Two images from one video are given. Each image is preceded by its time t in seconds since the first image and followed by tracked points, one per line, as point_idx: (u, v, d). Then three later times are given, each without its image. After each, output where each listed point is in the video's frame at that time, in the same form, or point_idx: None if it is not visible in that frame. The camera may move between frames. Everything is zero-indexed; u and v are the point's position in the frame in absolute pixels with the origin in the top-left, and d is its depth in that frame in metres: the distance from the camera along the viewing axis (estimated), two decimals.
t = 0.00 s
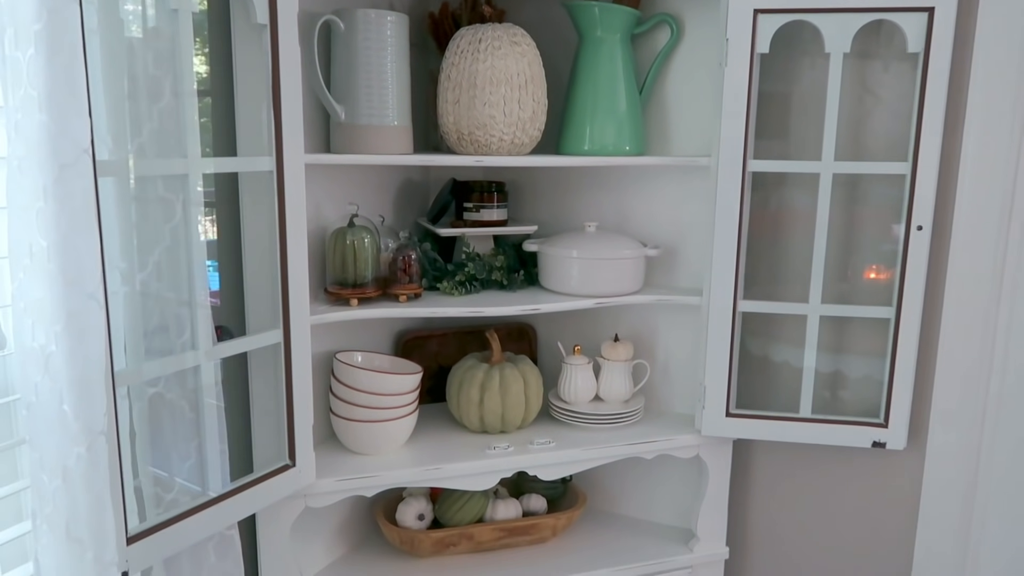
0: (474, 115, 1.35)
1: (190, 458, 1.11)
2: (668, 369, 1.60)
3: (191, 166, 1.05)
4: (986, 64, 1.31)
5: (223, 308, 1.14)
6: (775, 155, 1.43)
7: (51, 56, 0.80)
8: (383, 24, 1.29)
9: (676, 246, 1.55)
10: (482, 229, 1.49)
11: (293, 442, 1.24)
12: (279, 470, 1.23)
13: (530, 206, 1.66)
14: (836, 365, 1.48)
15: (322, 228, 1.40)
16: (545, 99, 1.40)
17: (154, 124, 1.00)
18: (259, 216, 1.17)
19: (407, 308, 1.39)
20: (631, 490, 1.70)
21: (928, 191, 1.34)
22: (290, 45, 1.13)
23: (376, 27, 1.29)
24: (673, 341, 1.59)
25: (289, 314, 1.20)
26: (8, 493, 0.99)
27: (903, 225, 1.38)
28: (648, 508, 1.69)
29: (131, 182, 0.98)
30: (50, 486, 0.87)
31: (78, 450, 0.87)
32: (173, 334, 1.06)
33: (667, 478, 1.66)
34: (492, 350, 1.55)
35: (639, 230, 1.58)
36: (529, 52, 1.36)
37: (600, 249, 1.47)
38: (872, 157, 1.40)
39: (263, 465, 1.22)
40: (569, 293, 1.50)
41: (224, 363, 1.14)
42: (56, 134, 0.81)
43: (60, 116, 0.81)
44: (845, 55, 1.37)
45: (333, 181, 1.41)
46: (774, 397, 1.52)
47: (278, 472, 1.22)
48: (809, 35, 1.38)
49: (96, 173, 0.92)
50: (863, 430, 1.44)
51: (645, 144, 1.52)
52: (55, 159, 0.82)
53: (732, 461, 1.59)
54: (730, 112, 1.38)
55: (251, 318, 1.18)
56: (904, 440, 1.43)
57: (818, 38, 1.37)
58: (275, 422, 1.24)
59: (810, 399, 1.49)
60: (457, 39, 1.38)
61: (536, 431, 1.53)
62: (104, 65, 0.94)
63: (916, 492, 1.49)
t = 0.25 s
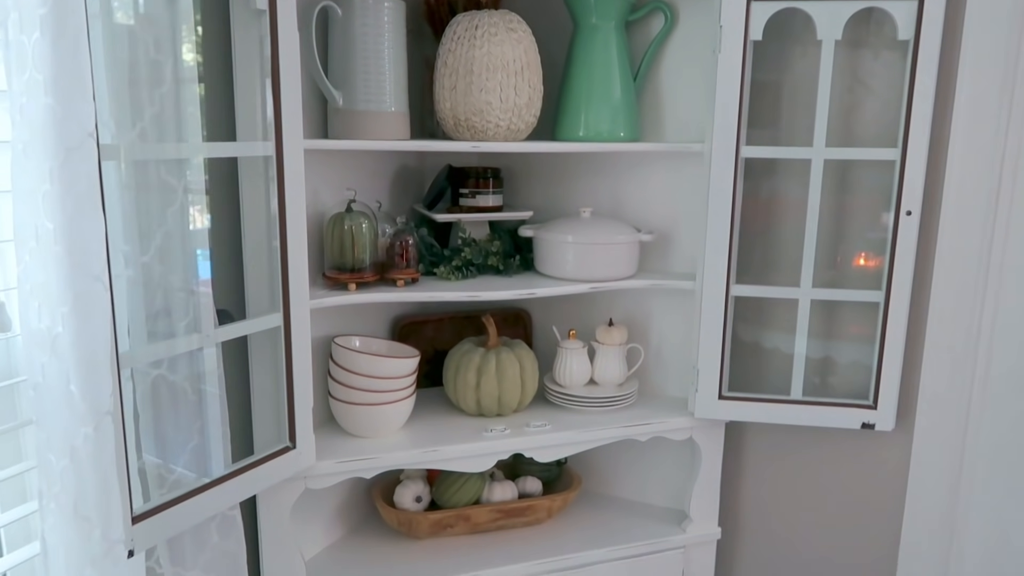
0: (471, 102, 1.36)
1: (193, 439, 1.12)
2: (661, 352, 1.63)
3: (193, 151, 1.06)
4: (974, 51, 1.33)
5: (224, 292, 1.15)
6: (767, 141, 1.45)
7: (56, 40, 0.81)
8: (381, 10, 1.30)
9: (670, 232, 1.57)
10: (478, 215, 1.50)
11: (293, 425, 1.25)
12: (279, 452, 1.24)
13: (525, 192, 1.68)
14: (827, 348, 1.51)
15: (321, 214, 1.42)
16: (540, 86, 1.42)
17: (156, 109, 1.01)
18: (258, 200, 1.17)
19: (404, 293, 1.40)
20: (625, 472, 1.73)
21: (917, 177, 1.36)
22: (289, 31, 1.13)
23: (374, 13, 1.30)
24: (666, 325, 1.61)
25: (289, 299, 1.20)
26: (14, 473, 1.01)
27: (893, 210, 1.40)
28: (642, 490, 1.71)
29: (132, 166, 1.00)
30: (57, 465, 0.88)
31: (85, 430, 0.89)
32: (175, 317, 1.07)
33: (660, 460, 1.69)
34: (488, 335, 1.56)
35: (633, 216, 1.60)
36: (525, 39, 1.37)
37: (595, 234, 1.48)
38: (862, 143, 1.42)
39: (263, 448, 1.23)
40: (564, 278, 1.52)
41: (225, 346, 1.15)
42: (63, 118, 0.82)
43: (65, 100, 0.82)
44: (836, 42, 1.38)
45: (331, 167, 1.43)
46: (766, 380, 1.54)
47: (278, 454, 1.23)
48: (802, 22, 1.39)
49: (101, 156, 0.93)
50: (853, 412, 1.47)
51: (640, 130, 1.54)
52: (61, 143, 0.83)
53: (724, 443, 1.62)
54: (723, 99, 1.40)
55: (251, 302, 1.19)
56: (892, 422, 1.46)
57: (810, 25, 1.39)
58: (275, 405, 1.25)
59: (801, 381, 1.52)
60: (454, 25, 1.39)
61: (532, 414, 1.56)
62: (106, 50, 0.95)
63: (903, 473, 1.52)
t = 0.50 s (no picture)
0: (468, 83, 1.37)
1: (197, 417, 1.14)
2: (656, 333, 1.65)
3: (195, 132, 1.07)
4: (966, 33, 1.35)
5: (226, 271, 1.16)
6: (761, 123, 1.46)
7: (60, 18, 0.82)
8: None
9: (665, 213, 1.59)
10: (475, 197, 1.52)
11: (294, 403, 1.27)
12: (281, 430, 1.26)
13: (522, 174, 1.69)
14: (820, 328, 1.53)
15: (319, 195, 1.43)
16: (537, 68, 1.43)
17: (158, 89, 1.02)
18: (258, 180, 1.19)
19: (403, 274, 1.41)
20: (620, 451, 1.75)
21: (909, 158, 1.38)
22: (289, 12, 1.14)
23: None
24: (661, 306, 1.63)
25: (289, 279, 1.23)
26: (19, 451, 1.02)
27: (885, 190, 1.42)
28: (637, 468, 1.74)
29: (134, 145, 1.00)
30: (65, 441, 0.89)
31: (93, 406, 0.90)
32: (178, 297, 1.09)
33: (655, 439, 1.71)
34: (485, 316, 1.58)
35: (629, 197, 1.61)
36: (523, 21, 1.38)
37: (592, 215, 1.50)
38: (855, 125, 1.43)
39: (266, 425, 1.25)
40: (561, 259, 1.53)
41: (228, 324, 1.17)
42: (68, 98, 0.83)
43: (69, 78, 0.83)
44: (830, 25, 1.40)
45: (330, 149, 1.44)
46: (759, 360, 1.56)
47: (280, 432, 1.25)
48: (797, 5, 1.41)
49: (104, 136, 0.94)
50: (845, 390, 1.50)
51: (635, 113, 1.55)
52: (66, 122, 0.84)
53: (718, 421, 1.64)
54: (719, 81, 1.41)
55: (251, 282, 1.20)
56: (883, 400, 1.48)
57: (805, 8, 1.40)
58: (277, 384, 1.27)
59: (793, 360, 1.54)
60: (451, 7, 1.39)
61: (528, 394, 1.58)
62: (108, 30, 0.96)
63: (893, 450, 1.55)
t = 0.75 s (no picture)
0: (465, 68, 1.38)
1: (198, 398, 1.15)
2: (651, 316, 1.67)
3: (194, 116, 1.08)
4: (958, 18, 1.36)
5: (227, 254, 1.17)
6: (755, 107, 1.48)
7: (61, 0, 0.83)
8: None
9: (660, 198, 1.60)
10: (471, 182, 1.53)
11: (294, 385, 1.29)
12: (281, 412, 1.27)
13: (518, 160, 1.70)
14: (812, 311, 1.55)
15: (317, 180, 1.44)
16: (533, 52, 1.43)
17: (158, 73, 1.03)
18: (258, 164, 1.19)
19: (400, 258, 1.43)
20: (615, 433, 1.78)
21: (900, 143, 1.40)
22: None
23: None
24: (656, 289, 1.65)
25: (289, 262, 1.24)
26: (24, 431, 1.04)
27: (877, 174, 1.43)
28: (632, 450, 1.76)
29: (135, 128, 1.01)
30: (70, 420, 0.90)
31: (97, 385, 0.91)
32: (178, 280, 1.10)
33: (650, 421, 1.73)
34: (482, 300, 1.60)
35: (624, 182, 1.63)
36: (519, 6, 1.39)
37: (587, 199, 1.51)
38: (847, 109, 1.45)
39: (267, 407, 1.26)
40: (557, 243, 1.55)
41: (228, 307, 1.18)
42: (71, 80, 0.84)
43: (72, 60, 0.84)
44: (823, 10, 1.41)
45: (328, 134, 1.45)
46: (752, 343, 1.58)
47: (280, 414, 1.27)
48: None
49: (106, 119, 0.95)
50: (837, 371, 1.52)
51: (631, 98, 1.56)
52: (69, 104, 0.85)
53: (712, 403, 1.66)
54: (713, 65, 1.42)
55: (251, 266, 1.21)
56: (874, 381, 1.51)
57: None
58: (277, 367, 1.28)
59: (786, 343, 1.56)
60: None
61: (525, 377, 1.59)
62: (108, 14, 0.96)
63: (884, 431, 1.58)
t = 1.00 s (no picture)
0: (459, 52, 1.38)
1: (196, 379, 1.16)
2: (643, 299, 1.69)
3: (191, 99, 1.09)
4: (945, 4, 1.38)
5: (224, 236, 1.18)
6: (746, 92, 1.49)
7: None
8: None
9: (652, 181, 1.62)
10: (465, 166, 1.53)
11: (291, 366, 1.30)
12: (279, 393, 1.28)
13: (511, 144, 1.72)
14: (801, 293, 1.57)
15: (311, 163, 1.45)
16: (526, 36, 1.44)
17: (154, 55, 1.03)
18: (253, 146, 1.20)
19: (395, 241, 1.44)
20: (607, 415, 1.80)
21: (888, 127, 1.42)
22: None
23: None
24: (647, 273, 1.67)
25: (285, 245, 1.25)
26: (24, 412, 1.05)
27: (865, 158, 1.45)
28: (624, 432, 1.79)
29: (133, 110, 1.01)
30: (71, 400, 0.91)
31: (99, 364, 0.92)
32: (177, 262, 1.10)
33: (642, 403, 1.76)
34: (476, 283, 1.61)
35: (616, 166, 1.64)
36: None
37: (580, 182, 1.53)
38: (836, 94, 1.47)
39: (264, 388, 1.27)
40: (550, 226, 1.56)
41: (225, 289, 1.19)
42: (70, 60, 0.85)
43: (71, 41, 0.84)
44: None
45: (322, 117, 1.45)
46: (742, 325, 1.61)
47: (278, 395, 1.28)
48: None
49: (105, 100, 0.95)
50: (825, 352, 1.54)
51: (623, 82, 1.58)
52: (68, 84, 0.85)
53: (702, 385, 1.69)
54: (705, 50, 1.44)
55: (248, 248, 1.22)
56: (861, 362, 1.53)
57: None
58: (274, 348, 1.29)
59: (776, 324, 1.59)
60: None
61: (518, 359, 1.61)
62: None
63: (871, 411, 1.60)
